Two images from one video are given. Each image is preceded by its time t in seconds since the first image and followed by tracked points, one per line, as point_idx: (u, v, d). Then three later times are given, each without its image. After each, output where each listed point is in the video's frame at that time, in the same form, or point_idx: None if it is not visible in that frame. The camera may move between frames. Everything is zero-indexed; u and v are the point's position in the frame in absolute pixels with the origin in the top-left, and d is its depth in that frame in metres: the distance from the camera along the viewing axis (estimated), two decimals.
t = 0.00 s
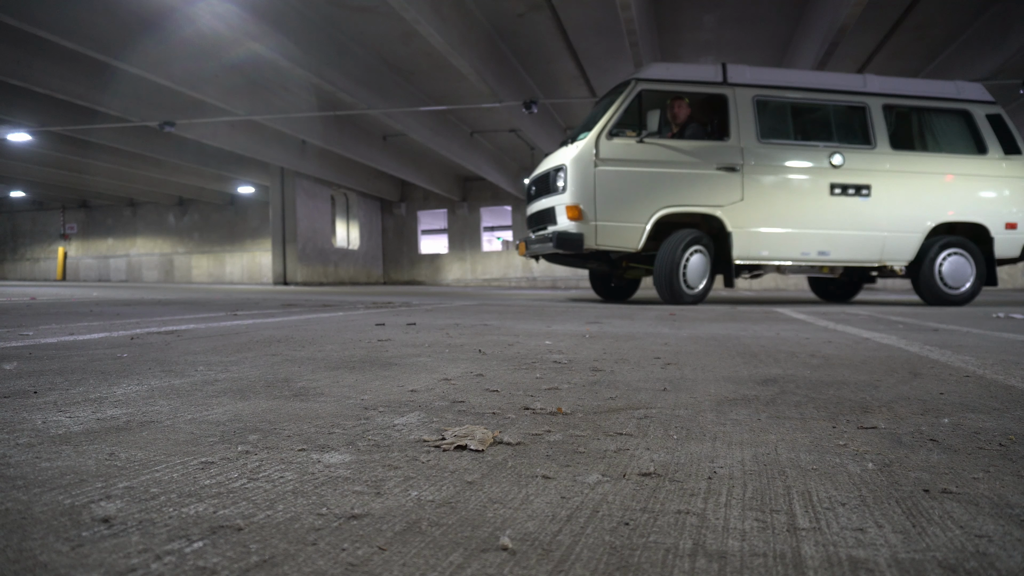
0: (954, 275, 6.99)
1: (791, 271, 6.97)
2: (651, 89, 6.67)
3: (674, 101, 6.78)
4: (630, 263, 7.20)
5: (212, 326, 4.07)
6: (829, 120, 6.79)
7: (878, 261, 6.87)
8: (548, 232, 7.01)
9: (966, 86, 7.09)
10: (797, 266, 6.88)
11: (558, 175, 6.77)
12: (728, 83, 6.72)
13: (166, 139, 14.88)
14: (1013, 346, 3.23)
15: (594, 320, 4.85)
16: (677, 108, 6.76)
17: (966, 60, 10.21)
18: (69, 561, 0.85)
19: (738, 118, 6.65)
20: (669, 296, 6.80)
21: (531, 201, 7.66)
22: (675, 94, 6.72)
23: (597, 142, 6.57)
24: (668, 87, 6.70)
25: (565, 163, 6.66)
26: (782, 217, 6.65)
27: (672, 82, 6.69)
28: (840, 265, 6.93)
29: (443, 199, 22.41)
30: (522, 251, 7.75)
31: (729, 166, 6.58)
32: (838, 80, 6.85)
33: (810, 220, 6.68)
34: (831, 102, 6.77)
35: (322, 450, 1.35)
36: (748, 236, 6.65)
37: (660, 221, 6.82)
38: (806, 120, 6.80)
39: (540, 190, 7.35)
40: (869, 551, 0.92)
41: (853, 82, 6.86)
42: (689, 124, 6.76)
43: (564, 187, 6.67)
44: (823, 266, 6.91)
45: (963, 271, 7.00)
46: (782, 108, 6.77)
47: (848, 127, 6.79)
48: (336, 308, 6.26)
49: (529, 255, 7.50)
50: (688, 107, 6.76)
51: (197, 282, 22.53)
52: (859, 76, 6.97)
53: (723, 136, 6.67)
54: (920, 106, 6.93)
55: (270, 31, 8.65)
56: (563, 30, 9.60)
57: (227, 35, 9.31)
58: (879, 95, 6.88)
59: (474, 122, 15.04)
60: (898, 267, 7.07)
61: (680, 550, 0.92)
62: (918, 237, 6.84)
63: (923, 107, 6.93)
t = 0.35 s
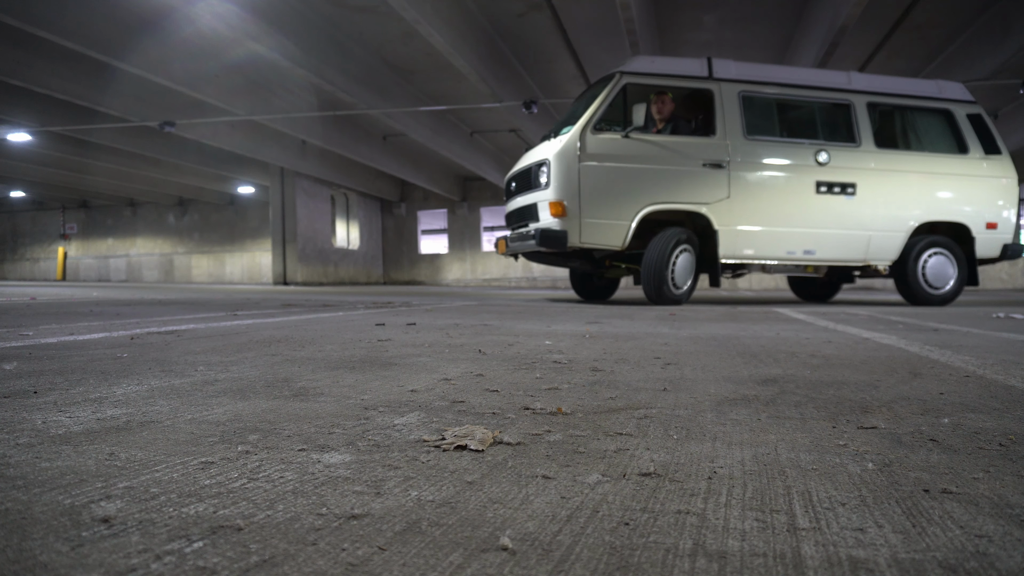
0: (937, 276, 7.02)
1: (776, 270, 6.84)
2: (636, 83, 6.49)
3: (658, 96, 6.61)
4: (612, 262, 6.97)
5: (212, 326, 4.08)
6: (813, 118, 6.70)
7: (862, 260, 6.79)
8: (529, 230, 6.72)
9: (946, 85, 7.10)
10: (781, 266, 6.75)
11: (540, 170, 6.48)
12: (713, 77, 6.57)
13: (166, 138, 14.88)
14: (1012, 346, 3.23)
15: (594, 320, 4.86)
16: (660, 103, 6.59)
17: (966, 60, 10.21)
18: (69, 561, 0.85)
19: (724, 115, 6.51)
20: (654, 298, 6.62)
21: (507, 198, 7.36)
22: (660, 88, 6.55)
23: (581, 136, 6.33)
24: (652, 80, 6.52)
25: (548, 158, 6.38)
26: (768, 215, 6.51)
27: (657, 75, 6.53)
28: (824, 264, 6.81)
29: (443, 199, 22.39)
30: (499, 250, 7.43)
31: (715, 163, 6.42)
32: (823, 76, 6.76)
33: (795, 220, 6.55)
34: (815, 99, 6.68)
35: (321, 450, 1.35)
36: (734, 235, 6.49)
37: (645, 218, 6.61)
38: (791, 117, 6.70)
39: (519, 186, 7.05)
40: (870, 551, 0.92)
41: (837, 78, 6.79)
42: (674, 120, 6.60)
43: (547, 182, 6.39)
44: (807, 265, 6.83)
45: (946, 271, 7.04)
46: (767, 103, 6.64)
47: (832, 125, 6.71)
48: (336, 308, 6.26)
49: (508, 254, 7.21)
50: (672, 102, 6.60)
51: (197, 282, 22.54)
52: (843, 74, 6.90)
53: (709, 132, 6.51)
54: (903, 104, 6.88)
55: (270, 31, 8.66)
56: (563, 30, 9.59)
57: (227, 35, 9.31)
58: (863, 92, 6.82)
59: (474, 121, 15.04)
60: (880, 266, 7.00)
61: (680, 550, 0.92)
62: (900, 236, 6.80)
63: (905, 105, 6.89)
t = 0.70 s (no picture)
0: (922, 276, 7.03)
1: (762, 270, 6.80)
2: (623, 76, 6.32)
3: (647, 90, 6.49)
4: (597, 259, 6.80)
5: (212, 326, 4.08)
6: (801, 114, 6.62)
7: (850, 260, 6.75)
8: (513, 226, 6.53)
9: (929, 83, 7.06)
10: (768, 265, 6.68)
11: (525, 164, 6.31)
12: (701, 72, 6.43)
13: (166, 139, 14.88)
14: (1012, 346, 3.23)
15: (594, 320, 4.86)
16: (648, 97, 6.47)
17: (967, 60, 10.22)
18: (69, 561, 0.85)
19: (712, 111, 6.38)
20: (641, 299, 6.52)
21: (490, 194, 7.18)
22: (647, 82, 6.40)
23: (568, 130, 6.17)
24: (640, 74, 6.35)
25: (534, 152, 6.21)
26: (757, 213, 6.40)
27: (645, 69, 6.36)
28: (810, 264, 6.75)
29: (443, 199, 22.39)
30: (481, 247, 7.23)
31: (703, 159, 6.28)
32: (810, 73, 6.66)
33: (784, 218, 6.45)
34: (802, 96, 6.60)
35: (321, 450, 1.35)
36: (723, 233, 6.37)
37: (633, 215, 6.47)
38: (778, 114, 6.62)
39: (502, 182, 6.86)
40: (869, 551, 0.92)
41: (824, 75, 6.69)
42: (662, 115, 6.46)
43: (532, 178, 6.22)
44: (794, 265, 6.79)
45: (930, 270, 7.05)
46: (755, 99, 6.55)
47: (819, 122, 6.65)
48: (336, 308, 6.27)
49: (490, 251, 7.02)
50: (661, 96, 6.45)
51: (197, 282, 22.56)
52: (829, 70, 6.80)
53: (698, 128, 6.38)
54: (888, 103, 6.85)
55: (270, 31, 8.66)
56: (563, 30, 9.58)
57: (227, 35, 9.31)
58: (848, 90, 6.74)
59: (474, 121, 15.03)
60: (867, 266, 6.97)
61: (680, 550, 0.92)
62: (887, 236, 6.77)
63: (889, 104, 6.85)
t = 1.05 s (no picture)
0: (904, 276, 7.04)
1: (750, 270, 6.61)
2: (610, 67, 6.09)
3: (636, 82, 6.24)
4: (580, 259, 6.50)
5: (212, 326, 4.07)
6: (788, 109, 6.51)
7: (835, 260, 6.70)
8: (493, 223, 6.21)
9: (909, 82, 7.08)
10: (756, 265, 6.57)
11: (508, 157, 5.99)
12: (689, 65, 6.26)
13: (166, 138, 14.87)
14: (1012, 346, 3.23)
15: (594, 320, 4.86)
16: (636, 89, 6.23)
17: (966, 60, 10.22)
18: (69, 561, 0.85)
19: (702, 104, 6.21)
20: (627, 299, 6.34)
21: (467, 189, 6.83)
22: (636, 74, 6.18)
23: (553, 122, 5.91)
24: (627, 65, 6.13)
25: (518, 144, 5.90)
26: (745, 211, 6.25)
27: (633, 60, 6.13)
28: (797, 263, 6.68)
29: (443, 198, 22.38)
30: (457, 246, 6.83)
31: (692, 155, 6.10)
32: (796, 68, 6.57)
33: (772, 216, 6.33)
34: (789, 92, 6.50)
35: (321, 450, 1.35)
36: (711, 231, 6.20)
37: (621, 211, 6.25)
38: (767, 109, 6.48)
39: (480, 176, 6.52)
40: (869, 550, 0.92)
41: (809, 71, 6.61)
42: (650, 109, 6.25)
43: (516, 171, 5.91)
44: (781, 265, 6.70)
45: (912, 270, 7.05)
46: (742, 94, 6.41)
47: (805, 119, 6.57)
48: (336, 308, 6.26)
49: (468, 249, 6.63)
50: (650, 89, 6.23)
51: (197, 282, 22.57)
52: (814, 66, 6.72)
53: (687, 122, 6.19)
54: (871, 101, 6.80)
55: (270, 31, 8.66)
56: (563, 30, 9.58)
57: (226, 35, 9.30)
58: (834, 86, 6.67)
59: (473, 121, 15.03)
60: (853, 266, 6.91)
61: (680, 550, 0.92)
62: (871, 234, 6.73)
63: (872, 102, 6.81)
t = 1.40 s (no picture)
0: (889, 278, 7.03)
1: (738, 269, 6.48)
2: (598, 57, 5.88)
3: (625, 74, 6.04)
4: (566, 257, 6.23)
5: (212, 326, 4.08)
6: (776, 105, 6.37)
7: (823, 260, 6.65)
8: (478, 220, 5.95)
9: (894, 81, 7.05)
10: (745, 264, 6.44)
11: (492, 150, 5.76)
12: (678, 57, 6.06)
13: (166, 138, 14.87)
14: (1012, 346, 3.23)
15: (594, 320, 4.85)
16: (625, 81, 6.04)
17: (966, 59, 10.23)
18: (69, 561, 0.85)
19: (691, 98, 6.02)
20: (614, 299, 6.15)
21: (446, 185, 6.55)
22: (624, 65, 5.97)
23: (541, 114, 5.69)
24: (616, 56, 5.93)
25: (503, 137, 5.67)
26: (735, 209, 6.11)
27: (621, 51, 5.94)
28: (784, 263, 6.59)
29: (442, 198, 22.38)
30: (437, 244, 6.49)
31: (682, 150, 5.92)
32: (784, 64, 6.45)
33: (761, 214, 6.21)
34: (777, 87, 6.35)
35: (322, 450, 1.35)
36: (700, 229, 6.03)
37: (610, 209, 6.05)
38: (755, 104, 6.33)
39: (461, 170, 6.25)
40: (869, 550, 0.92)
41: (797, 67, 6.50)
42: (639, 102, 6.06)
43: (501, 165, 5.68)
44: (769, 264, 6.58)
45: (897, 271, 7.05)
46: (731, 89, 6.25)
47: (793, 116, 6.44)
48: (335, 308, 6.26)
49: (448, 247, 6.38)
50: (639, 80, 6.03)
51: (197, 282, 22.59)
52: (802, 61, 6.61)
53: (677, 116, 6.00)
54: (856, 98, 6.73)
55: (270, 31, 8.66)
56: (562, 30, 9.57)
57: (226, 35, 9.29)
58: (821, 83, 6.58)
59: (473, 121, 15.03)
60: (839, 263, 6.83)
61: (680, 550, 0.92)
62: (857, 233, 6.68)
63: (858, 99, 6.75)
